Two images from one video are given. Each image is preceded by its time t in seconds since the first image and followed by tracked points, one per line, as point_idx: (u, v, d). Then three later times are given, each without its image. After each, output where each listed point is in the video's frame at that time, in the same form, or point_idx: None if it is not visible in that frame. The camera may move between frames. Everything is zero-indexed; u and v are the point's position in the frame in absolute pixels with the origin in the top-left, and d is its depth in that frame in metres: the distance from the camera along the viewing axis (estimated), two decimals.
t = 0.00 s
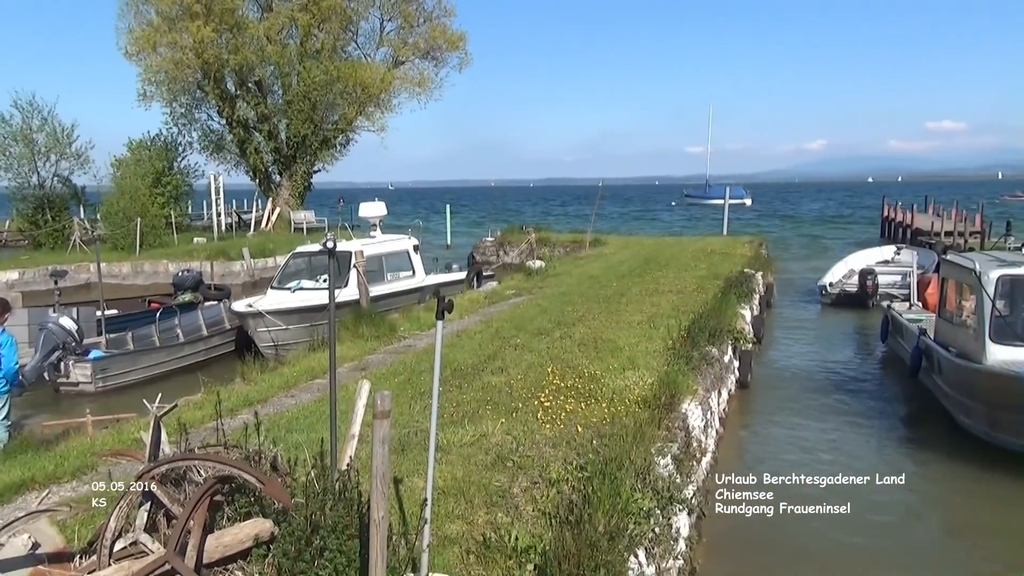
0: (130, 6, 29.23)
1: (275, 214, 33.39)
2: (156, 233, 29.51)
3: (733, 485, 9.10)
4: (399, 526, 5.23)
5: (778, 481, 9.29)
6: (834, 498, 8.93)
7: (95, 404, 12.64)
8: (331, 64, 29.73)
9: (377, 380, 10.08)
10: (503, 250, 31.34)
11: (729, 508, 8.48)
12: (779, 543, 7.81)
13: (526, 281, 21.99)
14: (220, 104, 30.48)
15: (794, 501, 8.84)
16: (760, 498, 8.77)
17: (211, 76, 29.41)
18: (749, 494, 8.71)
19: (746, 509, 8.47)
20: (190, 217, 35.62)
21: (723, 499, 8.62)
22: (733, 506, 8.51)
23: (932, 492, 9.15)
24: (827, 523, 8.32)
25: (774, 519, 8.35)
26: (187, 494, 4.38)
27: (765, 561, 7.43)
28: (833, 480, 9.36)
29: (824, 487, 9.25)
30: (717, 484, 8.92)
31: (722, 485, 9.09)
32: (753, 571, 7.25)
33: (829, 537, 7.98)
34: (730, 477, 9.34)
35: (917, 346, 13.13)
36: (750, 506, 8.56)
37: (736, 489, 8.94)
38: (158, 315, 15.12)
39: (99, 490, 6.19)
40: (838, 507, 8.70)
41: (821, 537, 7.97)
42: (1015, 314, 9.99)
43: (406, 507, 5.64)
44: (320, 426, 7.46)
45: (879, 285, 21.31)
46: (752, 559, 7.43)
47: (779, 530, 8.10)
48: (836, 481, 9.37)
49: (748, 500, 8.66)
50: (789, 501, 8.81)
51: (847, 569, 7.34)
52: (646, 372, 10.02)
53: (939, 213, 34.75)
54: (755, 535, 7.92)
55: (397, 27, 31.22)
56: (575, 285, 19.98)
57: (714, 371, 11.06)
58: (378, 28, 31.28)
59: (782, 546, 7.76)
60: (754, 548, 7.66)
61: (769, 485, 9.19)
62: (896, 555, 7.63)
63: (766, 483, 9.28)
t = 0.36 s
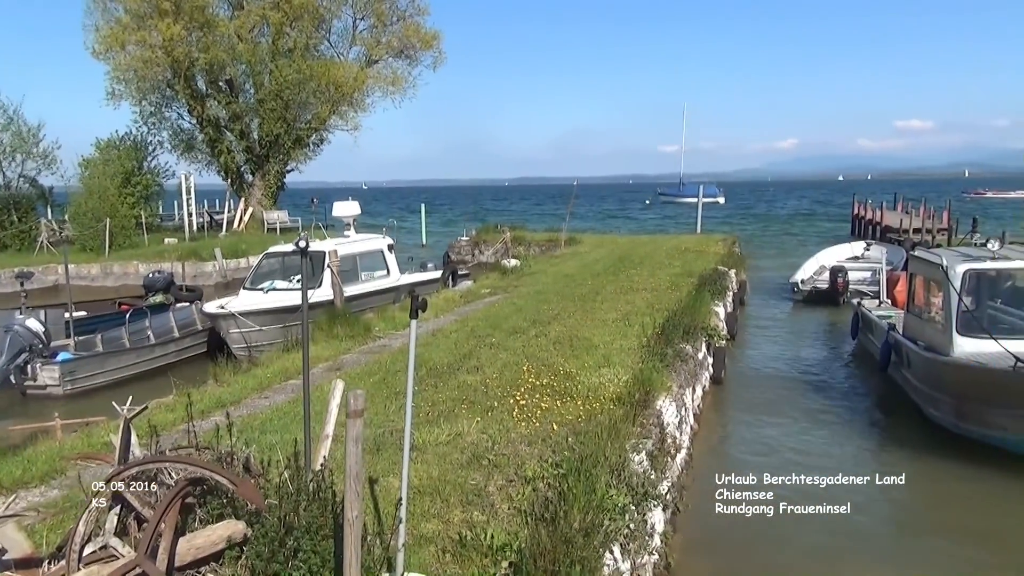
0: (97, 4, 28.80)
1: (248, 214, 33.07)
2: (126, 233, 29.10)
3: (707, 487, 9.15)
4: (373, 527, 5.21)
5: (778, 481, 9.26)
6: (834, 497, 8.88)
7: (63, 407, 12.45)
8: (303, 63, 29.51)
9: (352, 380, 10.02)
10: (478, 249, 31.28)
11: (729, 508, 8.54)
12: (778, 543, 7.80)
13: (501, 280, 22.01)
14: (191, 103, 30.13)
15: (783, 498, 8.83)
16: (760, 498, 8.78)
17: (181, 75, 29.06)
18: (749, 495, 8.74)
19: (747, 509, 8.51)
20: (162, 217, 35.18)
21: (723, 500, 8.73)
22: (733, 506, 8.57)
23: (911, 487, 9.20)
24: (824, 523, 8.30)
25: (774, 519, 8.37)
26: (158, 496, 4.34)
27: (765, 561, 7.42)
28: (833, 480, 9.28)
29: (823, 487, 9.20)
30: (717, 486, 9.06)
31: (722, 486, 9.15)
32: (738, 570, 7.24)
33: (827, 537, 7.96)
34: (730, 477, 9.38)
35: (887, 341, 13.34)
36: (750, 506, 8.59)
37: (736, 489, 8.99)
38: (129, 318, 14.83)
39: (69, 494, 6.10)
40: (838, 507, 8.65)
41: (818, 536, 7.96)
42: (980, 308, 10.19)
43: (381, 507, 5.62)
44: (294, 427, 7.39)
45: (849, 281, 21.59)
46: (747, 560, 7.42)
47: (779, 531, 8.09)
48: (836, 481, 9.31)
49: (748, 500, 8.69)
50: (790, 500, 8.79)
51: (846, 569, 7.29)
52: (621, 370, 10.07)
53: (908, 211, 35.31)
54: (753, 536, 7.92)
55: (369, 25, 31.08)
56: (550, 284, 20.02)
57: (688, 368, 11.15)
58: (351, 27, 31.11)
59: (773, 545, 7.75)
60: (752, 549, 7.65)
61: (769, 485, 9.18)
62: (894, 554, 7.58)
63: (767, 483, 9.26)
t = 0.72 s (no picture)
0: None
1: (216, 211, 32.65)
2: (90, 231, 28.59)
3: (679, 481, 9.20)
4: (344, 524, 5.18)
5: (779, 480, 9.12)
6: (835, 497, 8.76)
7: (27, 409, 12.22)
8: (271, 59, 29.19)
9: (323, 378, 9.94)
10: (450, 245, 31.16)
11: (730, 508, 8.48)
12: (764, 539, 7.81)
13: (474, 276, 21.98)
14: (156, 98, 29.67)
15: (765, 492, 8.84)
16: (760, 498, 8.68)
17: (146, 70, 28.62)
18: (748, 494, 8.65)
19: (746, 509, 8.45)
20: (127, 215, 34.63)
21: (723, 500, 8.64)
22: (732, 506, 8.50)
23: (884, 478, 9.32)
24: (819, 522, 8.21)
25: (771, 519, 8.30)
26: (124, 497, 4.27)
27: (759, 561, 7.35)
28: (833, 480, 9.16)
29: (823, 487, 9.05)
30: (717, 486, 8.96)
31: (722, 486, 9.04)
32: (712, 562, 7.28)
33: (824, 537, 7.85)
34: (730, 477, 9.22)
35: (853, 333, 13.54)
36: (750, 506, 8.51)
37: (736, 488, 8.89)
38: (94, 318, 14.63)
39: (34, 497, 5.98)
40: (837, 507, 8.53)
41: (816, 537, 7.88)
42: (944, 300, 10.37)
43: (353, 504, 5.58)
44: (264, 426, 7.31)
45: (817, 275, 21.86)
46: (735, 559, 7.37)
47: (775, 532, 8.01)
48: (836, 480, 9.17)
49: (748, 500, 8.61)
50: (789, 500, 8.69)
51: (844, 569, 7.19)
52: (593, 364, 10.12)
53: (874, 205, 35.86)
54: (750, 537, 7.85)
55: (338, 20, 30.83)
56: (522, 279, 20.03)
57: (660, 362, 11.23)
58: (319, 22, 30.84)
59: (756, 542, 7.73)
60: (746, 549, 7.59)
61: (769, 485, 9.04)
62: (894, 554, 7.48)
63: (767, 483, 9.13)
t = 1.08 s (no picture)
0: None
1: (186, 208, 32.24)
2: (57, 228, 28.08)
3: (653, 474, 9.26)
4: (315, 522, 5.15)
5: (779, 481, 9.01)
6: (835, 497, 8.67)
7: None
8: (242, 53, 28.86)
9: (296, 375, 9.86)
10: (424, 242, 31.03)
11: (729, 508, 8.39)
12: (744, 533, 7.86)
13: (448, 273, 21.93)
14: (124, 93, 29.24)
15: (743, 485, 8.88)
16: (760, 498, 8.58)
17: (113, 65, 28.18)
18: (749, 494, 8.55)
19: (746, 509, 8.35)
20: (96, 213, 34.09)
21: (723, 500, 8.55)
22: (733, 506, 8.40)
23: (858, 470, 9.43)
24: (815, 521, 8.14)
25: (767, 517, 8.23)
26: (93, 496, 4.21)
27: (756, 561, 7.30)
28: (832, 480, 9.05)
29: (823, 488, 8.95)
30: (717, 486, 8.86)
31: (722, 486, 8.93)
32: (686, 555, 7.36)
33: (825, 537, 7.76)
34: (730, 477, 9.09)
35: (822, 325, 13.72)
36: (750, 507, 8.41)
37: (736, 488, 8.79)
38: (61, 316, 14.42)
39: None
40: (838, 507, 8.44)
41: (816, 536, 7.79)
42: (911, 294, 10.56)
43: (326, 502, 5.55)
44: (236, 424, 7.24)
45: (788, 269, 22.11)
46: (725, 558, 7.33)
47: (771, 530, 7.93)
48: (836, 481, 9.07)
49: (748, 500, 8.51)
50: (790, 500, 8.60)
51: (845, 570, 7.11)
52: (567, 360, 10.15)
53: (843, 201, 36.34)
54: (751, 538, 7.75)
55: (310, 15, 30.58)
56: (497, 276, 20.04)
57: (633, 357, 11.30)
58: (290, 16, 30.57)
59: (738, 538, 7.72)
60: (740, 548, 7.54)
61: (770, 485, 8.93)
62: (896, 555, 7.39)
63: (767, 483, 9.03)
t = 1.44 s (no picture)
0: None
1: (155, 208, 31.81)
2: (21, 228, 27.57)
3: (624, 472, 9.33)
4: (285, 523, 5.12)
5: (779, 481, 9.03)
6: (836, 497, 8.67)
7: None
8: (211, 51, 28.53)
9: (267, 376, 9.78)
10: (397, 241, 30.89)
11: (729, 508, 8.40)
12: (701, 522, 8.08)
13: (422, 272, 21.88)
14: (90, 91, 28.78)
15: (717, 484, 8.95)
16: (760, 498, 8.60)
17: (79, 62, 27.72)
18: (748, 494, 8.57)
19: (746, 510, 8.36)
20: (62, 212, 33.54)
21: (724, 500, 8.56)
22: (733, 506, 8.42)
23: (830, 466, 9.55)
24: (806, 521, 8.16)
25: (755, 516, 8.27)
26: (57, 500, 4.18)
27: (751, 561, 7.31)
28: (833, 480, 9.03)
29: (824, 487, 8.94)
30: (718, 486, 8.88)
31: (723, 485, 8.94)
32: (658, 552, 7.41)
33: (823, 539, 7.76)
34: (730, 477, 9.11)
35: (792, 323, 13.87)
36: (750, 507, 8.43)
37: (736, 488, 8.81)
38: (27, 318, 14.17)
39: None
40: (839, 507, 8.43)
41: (814, 537, 7.81)
42: (878, 291, 10.73)
43: (297, 503, 5.51)
44: (205, 426, 7.17)
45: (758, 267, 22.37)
46: (705, 557, 7.36)
47: (762, 530, 7.94)
48: (836, 480, 9.05)
49: (748, 500, 8.53)
50: (790, 500, 8.61)
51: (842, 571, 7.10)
52: (540, 358, 10.18)
53: (813, 200, 36.81)
54: (752, 538, 7.76)
55: (281, 13, 30.32)
56: (471, 275, 20.04)
57: (606, 355, 11.36)
58: (261, 13, 30.28)
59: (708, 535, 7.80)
60: (732, 547, 7.56)
61: (770, 485, 8.95)
62: (896, 556, 7.37)
63: (767, 483, 9.05)
